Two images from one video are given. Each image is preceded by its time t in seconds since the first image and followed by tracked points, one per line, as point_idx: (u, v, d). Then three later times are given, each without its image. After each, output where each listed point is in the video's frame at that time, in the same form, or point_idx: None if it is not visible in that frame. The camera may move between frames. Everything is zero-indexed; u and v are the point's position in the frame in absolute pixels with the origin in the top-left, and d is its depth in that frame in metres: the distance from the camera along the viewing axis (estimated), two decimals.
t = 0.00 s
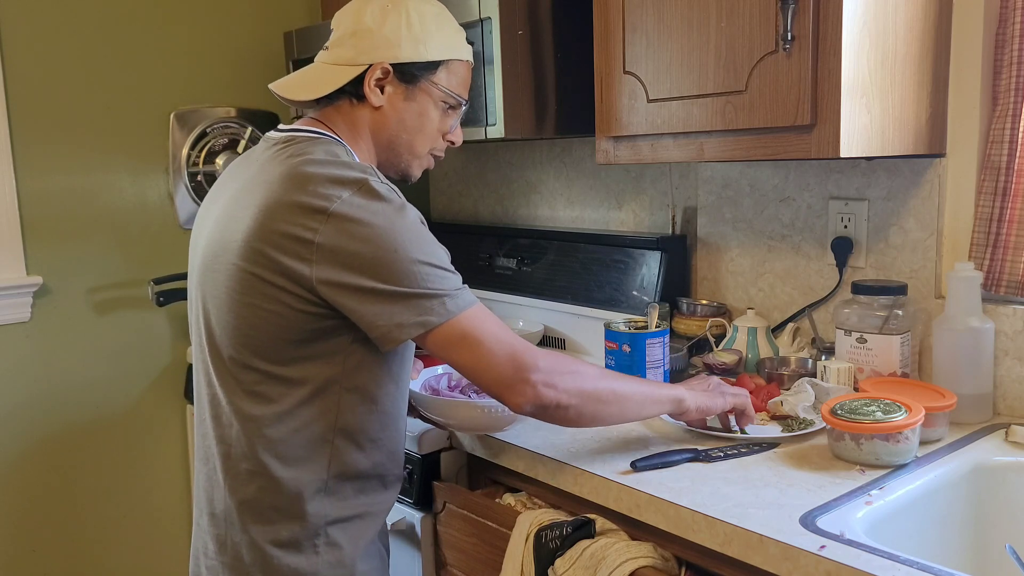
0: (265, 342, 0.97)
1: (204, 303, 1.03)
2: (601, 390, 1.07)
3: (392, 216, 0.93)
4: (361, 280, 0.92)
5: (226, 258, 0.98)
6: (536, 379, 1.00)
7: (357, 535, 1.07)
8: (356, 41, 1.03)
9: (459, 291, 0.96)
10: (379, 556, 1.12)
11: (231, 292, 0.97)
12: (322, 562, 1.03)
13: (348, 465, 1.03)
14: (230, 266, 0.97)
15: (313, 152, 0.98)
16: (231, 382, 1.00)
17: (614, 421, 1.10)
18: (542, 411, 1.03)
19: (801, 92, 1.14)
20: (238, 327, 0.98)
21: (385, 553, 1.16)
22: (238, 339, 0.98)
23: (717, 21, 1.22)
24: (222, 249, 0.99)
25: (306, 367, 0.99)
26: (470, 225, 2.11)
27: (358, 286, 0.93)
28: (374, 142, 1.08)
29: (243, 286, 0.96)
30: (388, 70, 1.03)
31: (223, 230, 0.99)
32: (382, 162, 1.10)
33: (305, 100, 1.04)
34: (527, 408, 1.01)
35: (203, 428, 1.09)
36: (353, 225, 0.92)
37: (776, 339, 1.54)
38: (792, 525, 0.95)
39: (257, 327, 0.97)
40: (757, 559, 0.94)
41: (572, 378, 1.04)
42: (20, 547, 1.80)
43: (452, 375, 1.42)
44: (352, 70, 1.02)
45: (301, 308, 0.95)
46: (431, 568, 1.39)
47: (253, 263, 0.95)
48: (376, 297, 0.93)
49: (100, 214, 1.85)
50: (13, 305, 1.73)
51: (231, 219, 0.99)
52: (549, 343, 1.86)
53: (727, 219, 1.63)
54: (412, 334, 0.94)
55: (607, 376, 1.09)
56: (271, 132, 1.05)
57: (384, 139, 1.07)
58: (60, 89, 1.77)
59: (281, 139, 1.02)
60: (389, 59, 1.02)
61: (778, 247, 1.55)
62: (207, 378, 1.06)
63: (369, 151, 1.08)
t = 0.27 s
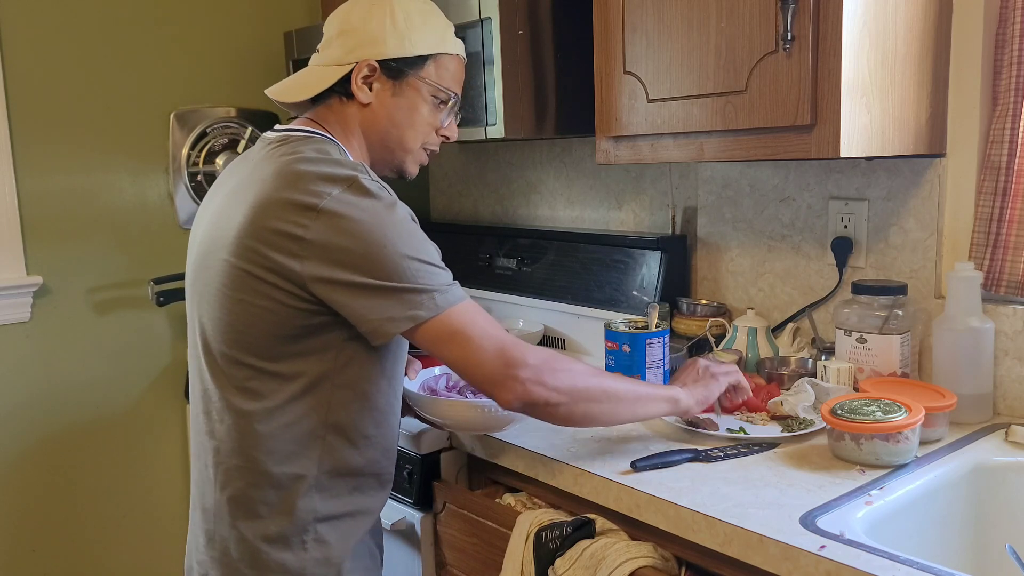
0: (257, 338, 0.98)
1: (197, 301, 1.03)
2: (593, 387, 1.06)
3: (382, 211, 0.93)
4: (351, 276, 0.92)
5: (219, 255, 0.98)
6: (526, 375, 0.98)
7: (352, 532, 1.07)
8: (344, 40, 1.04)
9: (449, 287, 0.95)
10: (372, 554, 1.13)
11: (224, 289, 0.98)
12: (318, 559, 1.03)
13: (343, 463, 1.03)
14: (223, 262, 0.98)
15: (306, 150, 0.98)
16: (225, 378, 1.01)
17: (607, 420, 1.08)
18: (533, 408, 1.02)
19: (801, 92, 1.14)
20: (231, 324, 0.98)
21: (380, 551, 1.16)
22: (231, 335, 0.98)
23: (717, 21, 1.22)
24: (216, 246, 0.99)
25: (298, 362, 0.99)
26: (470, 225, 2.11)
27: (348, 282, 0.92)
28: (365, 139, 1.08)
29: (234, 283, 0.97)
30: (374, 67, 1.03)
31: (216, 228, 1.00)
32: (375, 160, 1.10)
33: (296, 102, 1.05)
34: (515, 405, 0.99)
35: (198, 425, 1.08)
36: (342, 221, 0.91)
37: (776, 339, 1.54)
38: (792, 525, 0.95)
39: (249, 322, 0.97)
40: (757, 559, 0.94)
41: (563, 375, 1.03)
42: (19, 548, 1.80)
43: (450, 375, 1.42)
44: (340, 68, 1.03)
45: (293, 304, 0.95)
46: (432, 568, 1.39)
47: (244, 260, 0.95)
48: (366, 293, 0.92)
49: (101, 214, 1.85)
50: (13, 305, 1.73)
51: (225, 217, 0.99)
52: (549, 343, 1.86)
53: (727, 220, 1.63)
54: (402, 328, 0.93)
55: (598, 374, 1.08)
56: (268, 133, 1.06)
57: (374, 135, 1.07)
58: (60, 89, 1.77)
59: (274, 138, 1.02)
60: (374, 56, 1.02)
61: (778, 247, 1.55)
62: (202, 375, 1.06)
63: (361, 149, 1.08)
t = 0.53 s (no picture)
0: (230, 330, 0.98)
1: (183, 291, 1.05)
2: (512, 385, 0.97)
3: (326, 204, 0.89)
4: (281, 270, 0.90)
5: (194, 242, 1.01)
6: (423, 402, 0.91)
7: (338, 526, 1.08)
8: (321, 43, 1.07)
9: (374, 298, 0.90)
10: (361, 549, 1.14)
11: (195, 275, 1.00)
12: (300, 552, 1.04)
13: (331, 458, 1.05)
14: (195, 250, 1.00)
15: (277, 146, 0.98)
16: (200, 365, 1.03)
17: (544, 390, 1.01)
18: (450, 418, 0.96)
19: (801, 92, 1.14)
20: (199, 310, 1.00)
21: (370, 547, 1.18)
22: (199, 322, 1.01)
23: (717, 21, 1.22)
24: (194, 234, 1.02)
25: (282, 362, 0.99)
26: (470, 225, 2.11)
27: (280, 276, 0.90)
28: (336, 136, 1.08)
29: (208, 270, 0.98)
30: (337, 62, 1.04)
31: (199, 215, 1.02)
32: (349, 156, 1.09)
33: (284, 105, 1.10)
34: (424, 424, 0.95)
35: (194, 424, 1.08)
36: (277, 213, 0.90)
37: (776, 339, 1.54)
38: (792, 525, 0.95)
39: (211, 310, 0.98)
40: (757, 559, 0.94)
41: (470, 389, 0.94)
42: (20, 548, 1.80)
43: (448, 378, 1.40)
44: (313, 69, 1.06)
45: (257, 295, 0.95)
46: (431, 568, 1.39)
47: (215, 245, 0.97)
48: (297, 287, 0.89)
49: (100, 214, 1.85)
50: (13, 305, 1.73)
51: (204, 205, 1.02)
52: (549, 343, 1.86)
53: (727, 219, 1.63)
54: (317, 333, 0.89)
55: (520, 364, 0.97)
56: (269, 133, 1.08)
57: (342, 130, 1.07)
58: (59, 89, 1.77)
59: (258, 136, 1.03)
60: (336, 51, 1.04)
61: (778, 247, 1.54)
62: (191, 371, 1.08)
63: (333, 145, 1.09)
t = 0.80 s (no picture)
0: (192, 326, 1.04)
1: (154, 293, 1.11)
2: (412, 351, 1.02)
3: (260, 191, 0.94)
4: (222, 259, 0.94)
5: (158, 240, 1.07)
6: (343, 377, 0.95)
7: (302, 518, 1.12)
8: (310, 49, 1.06)
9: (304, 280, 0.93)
10: (332, 543, 1.18)
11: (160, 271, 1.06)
12: (258, 539, 1.08)
13: (297, 450, 1.10)
14: (159, 246, 1.06)
15: (228, 144, 1.03)
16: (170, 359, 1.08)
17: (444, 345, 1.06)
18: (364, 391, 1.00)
19: (801, 92, 1.14)
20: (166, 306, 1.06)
21: (347, 541, 1.21)
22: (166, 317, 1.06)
23: (717, 21, 1.22)
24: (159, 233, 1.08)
25: (242, 350, 1.03)
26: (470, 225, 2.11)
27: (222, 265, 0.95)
28: (316, 144, 1.09)
29: (169, 269, 1.04)
30: (331, 73, 1.05)
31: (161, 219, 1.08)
32: (323, 165, 1.11)
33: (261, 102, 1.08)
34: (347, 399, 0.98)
35: (191, 423, 1.09)
36: (216, 203, 0.94)
37: (776, 339, 1.54)
38: (792, 525, 0.95)
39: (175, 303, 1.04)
40: (757, 559, 0.94)
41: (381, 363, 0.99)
42: (20, 547, 1.80)
43: (441, 382, 1.38)
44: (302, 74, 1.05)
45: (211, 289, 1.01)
46: (431, 568, 1.39)
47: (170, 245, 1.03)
48: (235, 275, 0.93)
49: (101, 214, 1.85)
50: (13, 305, 1.73)
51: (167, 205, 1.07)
52: (549, 343, 1.87)
53: (727, 220, 1.63)
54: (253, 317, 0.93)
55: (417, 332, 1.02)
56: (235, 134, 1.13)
57: (324, 140, 1.08)
58: (59, 89, 1.77)
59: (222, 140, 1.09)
60: (329, 63, 1.04)
61: (778, 247, 1.55)
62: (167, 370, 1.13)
63: (310, 153, 1.09)
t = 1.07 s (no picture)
0: (174, 323, 1.07)
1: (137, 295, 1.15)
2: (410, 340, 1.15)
3: (249, 185, 1.00)
4: (219, 251, 0.99)
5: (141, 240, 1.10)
6: (369, 349, 1.06)
7: (288, 512, 1.12)
8: (312, 56, 1.07)
9: (311, 263, 1.01)
10: (319, 539, 1.17)
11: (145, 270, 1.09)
12: (241, 530, 1.09)
13: (285, 443, 1.11)
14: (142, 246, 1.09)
15: (206, 142, 1.07)
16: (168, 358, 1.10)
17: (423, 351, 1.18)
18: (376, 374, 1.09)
19: (801, 92, 1.14)
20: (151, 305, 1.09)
21: (336, 538, 1.20)
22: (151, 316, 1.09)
23: (717, 21, 1.22)
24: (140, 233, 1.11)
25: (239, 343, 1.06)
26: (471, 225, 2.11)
27: (219, 257, 1.00)
28: (316, 151, 1.12)
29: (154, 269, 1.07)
30: (341, 87, 1.08)
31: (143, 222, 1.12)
32: (317, 171, 1.14)
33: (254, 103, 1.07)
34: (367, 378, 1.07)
35: (186, 422, 1.09)
36: (211, 198, 0.99)
37: (776, 339, 1.54)
38: (792, 525, 0.95)
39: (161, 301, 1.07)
40: (756, 559, 0.94)
41: (392, 342, 1.11)
42: (20, 548, 1.80)
43: (433, 386, 1.38)
44: (307, 82, 1.07)
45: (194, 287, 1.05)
46: (431, 567, 1.40)
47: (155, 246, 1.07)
48: (233, 267, 0.99)
49: (101, 215, 1.85)
50: (13, 305, 1.73)
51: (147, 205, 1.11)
52: (549, 343, 1.87)
53: (726, 220, 1.63)
54: (263, 303, 0.99)
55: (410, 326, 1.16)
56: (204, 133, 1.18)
57: (326, 149, 1.12)
58: (59, 89, 1.77)
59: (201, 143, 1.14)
60: (343, 78, 1.08)
61: (778, 248, 1.55)
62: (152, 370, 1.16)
63: (308, 159, 1.12)
